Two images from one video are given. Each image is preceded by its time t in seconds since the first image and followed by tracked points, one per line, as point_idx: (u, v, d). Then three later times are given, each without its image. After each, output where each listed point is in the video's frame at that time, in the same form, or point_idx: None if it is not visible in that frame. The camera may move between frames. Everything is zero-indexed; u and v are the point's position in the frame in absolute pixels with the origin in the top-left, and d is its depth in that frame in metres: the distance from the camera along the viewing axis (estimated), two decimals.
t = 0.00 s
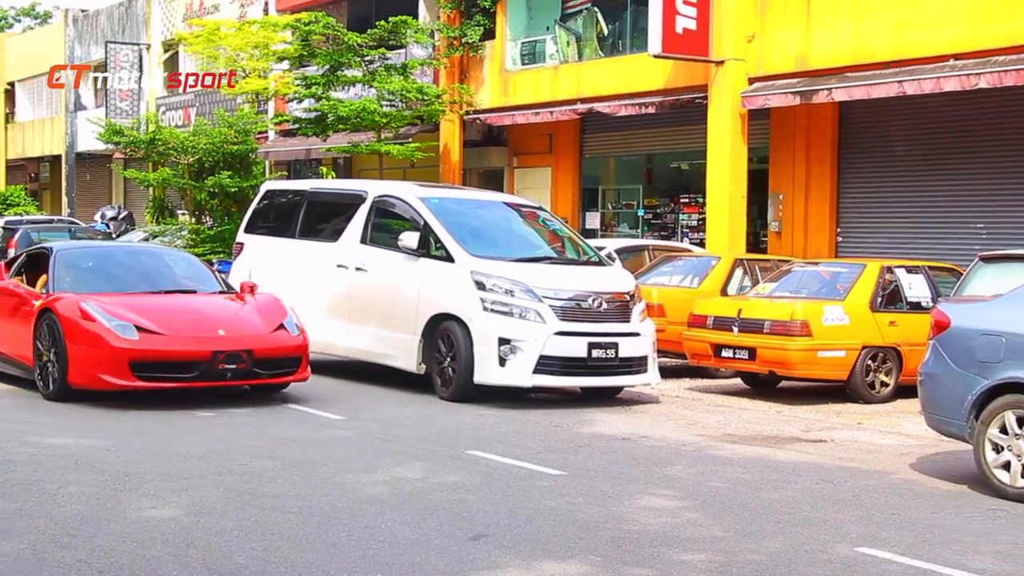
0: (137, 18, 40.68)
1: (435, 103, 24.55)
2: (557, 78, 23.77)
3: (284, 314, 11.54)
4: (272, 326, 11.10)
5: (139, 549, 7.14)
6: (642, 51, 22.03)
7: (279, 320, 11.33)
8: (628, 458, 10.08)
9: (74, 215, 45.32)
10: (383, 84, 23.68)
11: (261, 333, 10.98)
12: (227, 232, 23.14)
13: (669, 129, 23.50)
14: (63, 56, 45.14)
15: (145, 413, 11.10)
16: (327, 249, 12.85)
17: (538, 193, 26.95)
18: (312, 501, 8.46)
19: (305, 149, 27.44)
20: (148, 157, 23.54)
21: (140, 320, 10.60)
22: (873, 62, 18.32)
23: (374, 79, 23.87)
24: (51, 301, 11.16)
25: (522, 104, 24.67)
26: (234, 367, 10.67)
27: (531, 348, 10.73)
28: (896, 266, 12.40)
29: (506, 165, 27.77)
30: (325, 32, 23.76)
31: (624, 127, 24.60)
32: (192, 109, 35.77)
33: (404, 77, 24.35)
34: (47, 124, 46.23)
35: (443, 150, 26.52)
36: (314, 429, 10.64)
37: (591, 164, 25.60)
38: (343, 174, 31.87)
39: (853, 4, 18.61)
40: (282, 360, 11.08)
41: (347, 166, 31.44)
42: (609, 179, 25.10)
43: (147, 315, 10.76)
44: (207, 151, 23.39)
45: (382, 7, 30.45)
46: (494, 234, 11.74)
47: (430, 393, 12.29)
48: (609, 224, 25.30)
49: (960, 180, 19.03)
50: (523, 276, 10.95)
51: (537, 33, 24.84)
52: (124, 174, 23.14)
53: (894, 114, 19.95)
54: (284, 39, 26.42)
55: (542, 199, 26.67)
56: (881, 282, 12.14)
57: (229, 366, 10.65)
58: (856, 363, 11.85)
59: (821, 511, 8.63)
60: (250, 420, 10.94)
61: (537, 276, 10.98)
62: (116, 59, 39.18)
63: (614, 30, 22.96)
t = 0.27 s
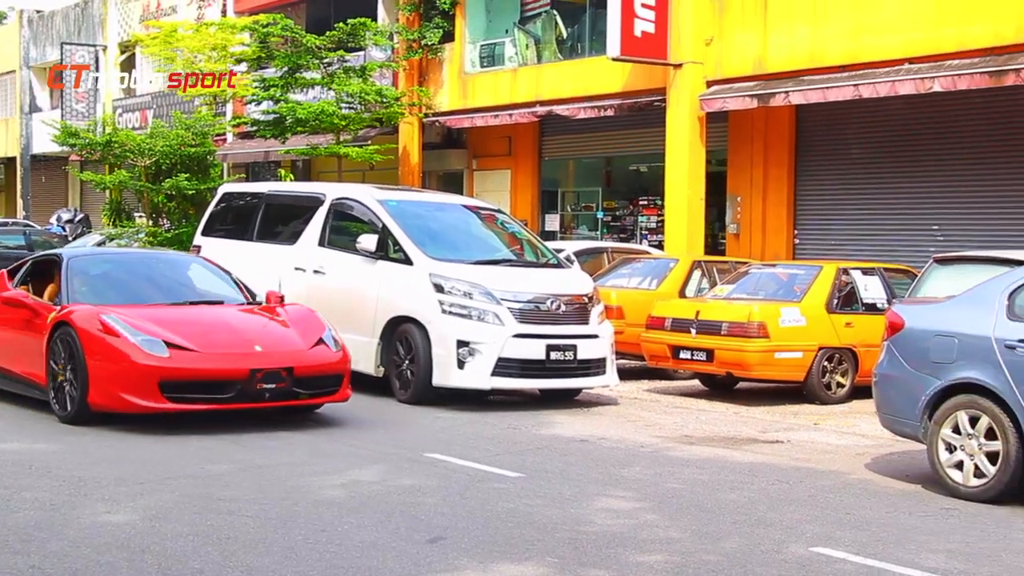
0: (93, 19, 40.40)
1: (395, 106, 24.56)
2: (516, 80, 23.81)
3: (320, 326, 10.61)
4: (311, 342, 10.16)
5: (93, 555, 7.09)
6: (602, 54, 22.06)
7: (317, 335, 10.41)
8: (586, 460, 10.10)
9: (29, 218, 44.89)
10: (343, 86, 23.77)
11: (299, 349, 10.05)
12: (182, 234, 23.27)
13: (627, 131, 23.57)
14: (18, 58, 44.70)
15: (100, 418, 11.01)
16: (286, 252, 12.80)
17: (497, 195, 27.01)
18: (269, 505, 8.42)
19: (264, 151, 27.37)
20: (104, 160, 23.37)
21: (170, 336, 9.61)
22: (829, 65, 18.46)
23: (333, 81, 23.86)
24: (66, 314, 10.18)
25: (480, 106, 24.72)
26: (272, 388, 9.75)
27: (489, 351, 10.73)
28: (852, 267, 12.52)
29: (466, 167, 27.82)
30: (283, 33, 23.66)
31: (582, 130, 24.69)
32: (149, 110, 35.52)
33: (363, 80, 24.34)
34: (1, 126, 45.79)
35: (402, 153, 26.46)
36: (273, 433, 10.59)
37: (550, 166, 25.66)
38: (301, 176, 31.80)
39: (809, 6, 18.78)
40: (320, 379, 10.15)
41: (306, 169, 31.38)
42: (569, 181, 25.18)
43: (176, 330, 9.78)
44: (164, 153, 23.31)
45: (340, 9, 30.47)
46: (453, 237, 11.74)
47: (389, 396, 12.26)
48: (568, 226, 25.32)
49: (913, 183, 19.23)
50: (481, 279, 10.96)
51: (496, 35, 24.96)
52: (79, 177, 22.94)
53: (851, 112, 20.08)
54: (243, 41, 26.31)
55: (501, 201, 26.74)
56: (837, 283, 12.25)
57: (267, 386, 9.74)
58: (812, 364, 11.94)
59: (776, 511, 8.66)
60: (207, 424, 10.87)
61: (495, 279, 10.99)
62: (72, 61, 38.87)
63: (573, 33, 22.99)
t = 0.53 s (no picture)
0: (54, 20, 40.09)
1: (359, 107, 24.47)
2: (480, 82, 23.83)
3: (360, 340, 9.75)
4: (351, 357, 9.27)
5: (52, 560, 7.04)
6: (565, 56, 22.12)
7: (357, 349, 9.55)
8: (550, 461, 10.10)
9: None
10: (307, 87, 23.75)
11: (339, 364, 9.15)
12: (146, 236, 23.18)
13: (591, 133, 23.60)
14: None
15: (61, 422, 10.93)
16: (248, 254, 12.76)
17: (462, 197, 27.01)
18: (231, 508, 8.38)
19: (228, 153, 27.28)
20: (65, 161, 23.18)
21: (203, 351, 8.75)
22: (791, 68, 18.56)
23: (297, 83, 23.83)
24: (85, 324, 9.29)
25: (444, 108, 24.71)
26: (313, 408, 8.86)
27: (453, 353, 10.72)
28: (814, 270, 12.62)
29: (431, 169, 27.82)
30: (246, 34, 23.61)
31: (545, 132, 24.75)
32: (111, 112, 35.28)
33: (327, 81, 24.31)
34: None
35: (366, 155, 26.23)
36: (237, 436, 10.55)
37: (515, 167, 25.69)
38: (265, 178, 31.70)
39: (772, 8, 18.86)
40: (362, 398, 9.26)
41: (270, 170, 31.29)
42: (533, 183, 25.21)
43: (207, 344, 8.94)
44: (127, 155, 23.20)
45: (305, 11, 30.46)
46: (417, 239, 11.73)
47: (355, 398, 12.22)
48: (533, 228, 25.31)
49: (874, 185, 19.35)
50: (445, 281, 10.95)
51: (461, 36, 24.89)
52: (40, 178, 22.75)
53: (814, 114, 20.18)
54: (206, 41, 26.21)
55: (466, 203, 26.76)
56: (800, 285, 12.33)
57: (307, 406, 8.86)
58: (775, 366, 12.00)
59: (738, 511, 8.68)
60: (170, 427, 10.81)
61: (460, 282, 10.99)
62: (33, 61, 38.60)
63: (537, 35, 23.06)
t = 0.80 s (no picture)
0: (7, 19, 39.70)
1: (316, 108, 24.31)
2: (437, 83, 23.81)
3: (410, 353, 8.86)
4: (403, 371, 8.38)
5: (2, 564, 6.96)
6: (522, 57, 22.15)
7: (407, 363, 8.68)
8: (506, 463, 10.10)
9: None
10: (262, 88, 23.67)
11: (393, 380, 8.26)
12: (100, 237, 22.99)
13: (550, 134, 23.63)
14: None
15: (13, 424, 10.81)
16: (202, 255, 12.70)
17: (419, 199, 27.01)
18: (186, 510, 8.31)
19: (183, 154, 27.14)
20: (18, 161, 22.97)
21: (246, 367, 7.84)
22: (746, 70, 18.65)
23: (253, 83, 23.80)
24: (112, 337, 8.32)
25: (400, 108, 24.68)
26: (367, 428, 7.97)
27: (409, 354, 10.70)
28: (769, 271, 12.73)
29: (388, 170, 27.79)
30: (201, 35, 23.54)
31: (502, 133, 24.78)
32: (64, 112, 34.97)
33: (283, 81, 24.24)
34: None
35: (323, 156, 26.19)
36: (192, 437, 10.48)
37: (472, 169, 25.71)
38: (222, 178, 31.56)
39: (727, 10, 18.94)
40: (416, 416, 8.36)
41: (225, 171, 31.14)
42: (491, 184, 25.23)
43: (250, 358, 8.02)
44: (80, 155, 23.03)
45: (260, 11, 30.39)
46: (373, 239, 11.71)
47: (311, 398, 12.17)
48: (490, 229, 25.31)
49: (831, 188, 19.48)
50: (401, 282, 10.94)
51: (418, 38, 24.97)
52: None
53: (771, 116, 20.30)
54: (161, 41, 26.09)
55: (424, 204, 26.76)
56: (755, 286, 12.42)
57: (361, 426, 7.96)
58: (730, 366, 12.07)
59: (692, 511, 8.72)
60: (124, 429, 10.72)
61: (415, 283, 11.00)
62: None
63: (493, 36, 23.08)
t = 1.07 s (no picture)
0: None
1: (269, 107, 24.21)
2: (391, 83, 23.75)
3: (459, 365, 8.04)
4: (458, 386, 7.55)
5: None
6: (478, 57, 22.15)
7: (460, 377, 7.88)
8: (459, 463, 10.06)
9: None
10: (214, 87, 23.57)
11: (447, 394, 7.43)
12: (49, 237, 22.76)
13: (506, 134, 23.61)
14: None
15: None
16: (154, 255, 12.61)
17: (373, 199, 26.95)
18: (135, 512, 8.19)
19: (134, 152, 26.94)
20: None
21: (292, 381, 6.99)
22: (700, 71, 18.70)
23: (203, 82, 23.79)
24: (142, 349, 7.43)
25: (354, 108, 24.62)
26: (424, 449, 7.13)
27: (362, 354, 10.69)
28: (721, 271, 12.80)
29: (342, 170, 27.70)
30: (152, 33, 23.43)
31: (457, 134, 24.77)
32: (13, 110, 34.60)
33: (236, 81, 24.19)
34: None
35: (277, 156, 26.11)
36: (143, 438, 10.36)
37: (427, 169, 25.70)
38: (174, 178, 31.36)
39: (681, 11, 19.02)
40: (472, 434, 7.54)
41: (177, 171, 30.93)
42: (445, 184, 25.21)
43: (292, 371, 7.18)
44: (29, 154, 22.77)
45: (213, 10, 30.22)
46: (326, 239, 11.67)
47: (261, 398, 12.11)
48: (445, 229, 25.28)
49: (787, 189, 19.56)
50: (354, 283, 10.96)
51: (372, 37, 24.85)
52: None
53: (727, 117, 20.37)
54: (112, 39, 25.91)
55: (378, 204, 26.71)
56: (707, 286, 12.49)
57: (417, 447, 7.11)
58: (683, 366, 12.12)
59: (644, 512, 8.71)
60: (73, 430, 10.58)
61: (367, 283, 11.00)
62: None
63: (448, 36, 23.06)
